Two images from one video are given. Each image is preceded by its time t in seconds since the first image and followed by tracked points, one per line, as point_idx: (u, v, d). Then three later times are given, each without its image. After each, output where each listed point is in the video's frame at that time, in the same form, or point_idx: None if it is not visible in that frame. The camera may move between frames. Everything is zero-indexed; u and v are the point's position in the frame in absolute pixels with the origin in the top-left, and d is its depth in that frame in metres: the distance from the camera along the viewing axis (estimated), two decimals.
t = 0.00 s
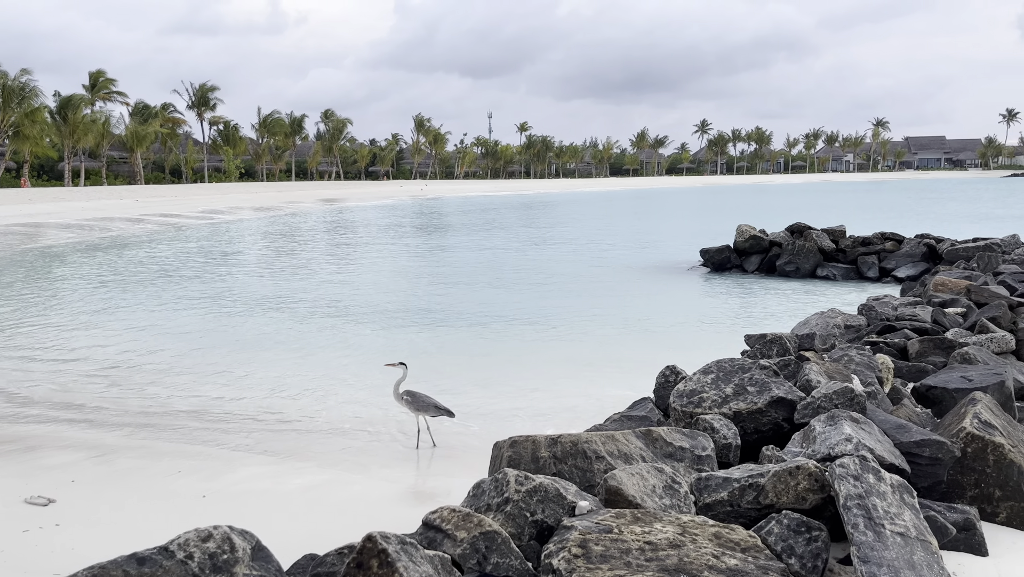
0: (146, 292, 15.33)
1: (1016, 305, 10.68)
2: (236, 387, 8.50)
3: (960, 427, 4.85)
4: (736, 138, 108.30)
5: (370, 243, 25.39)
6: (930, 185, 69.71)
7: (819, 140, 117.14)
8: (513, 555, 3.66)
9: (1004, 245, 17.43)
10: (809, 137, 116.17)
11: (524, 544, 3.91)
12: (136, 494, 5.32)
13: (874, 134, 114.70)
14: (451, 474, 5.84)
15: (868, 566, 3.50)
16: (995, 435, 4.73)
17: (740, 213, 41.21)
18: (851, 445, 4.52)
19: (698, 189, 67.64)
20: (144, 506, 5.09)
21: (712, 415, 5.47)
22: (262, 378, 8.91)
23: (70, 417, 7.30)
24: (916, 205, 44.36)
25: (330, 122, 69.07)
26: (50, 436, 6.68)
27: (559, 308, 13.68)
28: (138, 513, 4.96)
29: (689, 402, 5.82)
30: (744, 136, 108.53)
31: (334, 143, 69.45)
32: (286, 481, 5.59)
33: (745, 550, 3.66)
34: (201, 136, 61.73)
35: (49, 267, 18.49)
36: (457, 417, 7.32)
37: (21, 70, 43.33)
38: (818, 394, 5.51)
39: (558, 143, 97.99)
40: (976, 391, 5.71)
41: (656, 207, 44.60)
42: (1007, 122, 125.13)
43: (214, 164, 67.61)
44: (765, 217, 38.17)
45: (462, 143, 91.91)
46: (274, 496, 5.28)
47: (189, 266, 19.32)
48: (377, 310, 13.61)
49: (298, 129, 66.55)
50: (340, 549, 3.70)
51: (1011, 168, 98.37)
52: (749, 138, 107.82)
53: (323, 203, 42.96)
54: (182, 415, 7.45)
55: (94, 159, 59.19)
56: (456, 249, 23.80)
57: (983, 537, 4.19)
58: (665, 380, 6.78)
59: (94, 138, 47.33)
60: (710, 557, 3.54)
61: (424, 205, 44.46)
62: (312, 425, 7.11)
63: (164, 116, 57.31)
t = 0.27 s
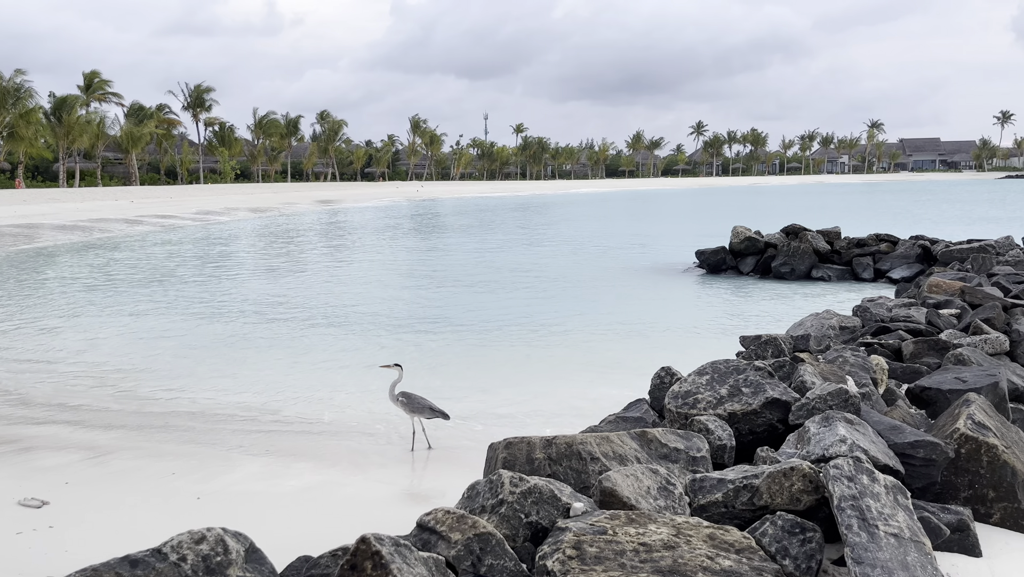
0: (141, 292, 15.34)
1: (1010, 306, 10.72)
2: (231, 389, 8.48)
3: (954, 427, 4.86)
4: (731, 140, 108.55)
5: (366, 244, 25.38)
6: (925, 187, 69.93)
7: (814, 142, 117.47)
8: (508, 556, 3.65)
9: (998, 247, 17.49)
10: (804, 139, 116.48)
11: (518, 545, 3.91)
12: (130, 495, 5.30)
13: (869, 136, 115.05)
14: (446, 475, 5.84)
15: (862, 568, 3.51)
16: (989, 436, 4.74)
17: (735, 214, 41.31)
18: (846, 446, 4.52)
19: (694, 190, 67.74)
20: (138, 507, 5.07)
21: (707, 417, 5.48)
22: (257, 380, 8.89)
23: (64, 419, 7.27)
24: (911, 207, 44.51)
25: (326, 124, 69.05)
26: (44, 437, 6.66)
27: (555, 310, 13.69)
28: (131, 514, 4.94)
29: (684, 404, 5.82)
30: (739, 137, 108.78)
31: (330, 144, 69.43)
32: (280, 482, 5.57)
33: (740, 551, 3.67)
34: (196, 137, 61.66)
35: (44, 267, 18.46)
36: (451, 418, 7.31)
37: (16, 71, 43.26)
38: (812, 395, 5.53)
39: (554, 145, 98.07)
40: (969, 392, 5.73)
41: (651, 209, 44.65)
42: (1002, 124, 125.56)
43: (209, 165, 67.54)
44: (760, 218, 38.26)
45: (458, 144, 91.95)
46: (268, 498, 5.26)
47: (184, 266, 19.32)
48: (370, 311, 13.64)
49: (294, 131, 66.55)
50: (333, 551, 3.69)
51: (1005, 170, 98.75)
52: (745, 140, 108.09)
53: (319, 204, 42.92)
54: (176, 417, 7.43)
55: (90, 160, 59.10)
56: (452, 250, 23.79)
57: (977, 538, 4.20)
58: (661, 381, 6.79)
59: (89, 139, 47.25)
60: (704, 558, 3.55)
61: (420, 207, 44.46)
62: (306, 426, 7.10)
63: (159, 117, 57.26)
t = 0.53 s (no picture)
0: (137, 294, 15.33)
1: (1005, 308, 10.75)
2: (226, 390, 8.47)
3: (949, 429, 4.87)
4: (728, 141, 108.71)
5: (362, 245, 25.38)
6: (920, 189, 70.16)
7: (810, 143, 117.68)
8: (504, 558, 3.65)
9: (993, 248, 17.54)
10: (800, 141, 116.73)
11: (514, 547, 3.91)
12: (125, 497, 5.29)
13: (865, 138, 115.32)
14: (442, 476, 5.83)
15: (858, 569, 3.52)
16: (984, 437, 4.76)
17: (731, 216, 41.38)
18: (842, 447, 4.53)
19: (690, 191, 67.87)
20: (134, 509, 5.06)
21: (703, 418, 5.48)
22: (253, 381, 8.87)
23: (59, 420, 7.25)
24: (906, 209, 44.62)
25: (322, 125, 69.03)
26: (38, 439, 6.64)
27: (551, 311, 13.69)
28: (126, 516, 4.93)
29: (680, 405, 5.82)
30: (735, 139, 108.96)
31: (327, 145, 69.38)
32: (276, 484, 5.56)
33: (736, 552, 3.67)
34: (192, 138, 61.61)
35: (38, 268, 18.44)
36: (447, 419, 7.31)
37: (12, 72, 43.21)
38: (808, 396, 5.53)
39: (550, 146, 98.18)
40: (964, 394, 5.74)
41: (647, 210, 44.67)
42: (997, 125, 125.97)
43: (205, 166, 67.53)
44: (756, 220, 38.32)
45: (454, 146, 91.97)
46: (263, 499, 5.26)
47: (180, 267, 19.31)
48: (366, 312, 13.67)
49: (290, 132, 66.55)
50: (329, 552, 3.69)
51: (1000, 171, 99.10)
52: (741, 141, 108.27)
53: (315, 205, 42.91)
54: (172, 418, 7.41)
55: (85, 161, 59.00)
56: (448, 252, 23.79)
57: (972, 538, 4.21)
58: (656, 383, 6.78)
59: (85, 140, 47.19)
60: (700, 559, 3.55)
61: (417, 208, 44.44)
62: (302, 428, 7.09)
63: (155, 118, 57.19)
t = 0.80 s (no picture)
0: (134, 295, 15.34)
1: (1001, 309, 10.77)
2: (224, 391, 8.46)
3: (945, 430, 4.88)
4: (725, 143, 108.85)
5: (359, 246, 25.39)
6: (917, 190, 70.27)
7: (807, 144, 117.87)
8: (501, 559, 3.65)
9: (989, 250, 17.57)
10: (797, 142, 116.90)
11: (511, 548, 3.91)
12: (122, 498, 5.29)
13: (861, 139, 115.53)
14: (440, 477, 5.83)
15: (854, 570, 3.52)
16: (981, 438, 4.76)
17: (728, 217, 41.44)
18: (838, 448, 4.53)
19: (687, 193, 67.92)
20: (131, 511, 5.05)
21: (700, 419, 5.49)
22: (250, 382, 8.87)
23: (55, 421, 7.24)
24: (903, 210, 44.72)
25: (320, 126, 69.00)
26: (34, 440, 6.62)
27: (549, 312, 13.70)
28: (122, 518, 4.93)
29: (677, 406, 5.83)
30: (732, 140, 109.11)
31: (324, 146, 69.35)
32: (273, 485, 5.56)
33: (733, 553, 3.68)
34: (190, 139, 61.56)
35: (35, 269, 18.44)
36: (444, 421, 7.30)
37: (9, 73, 43.17)
38: (805, 397, 5.53)
39: (548, 148, 98.25)
40: (961, 395, 5.75)
41: (644, 211, 44.70)
42: (994, 127, 126.27)
43: (202, 167, 67.52)
44: (753, 221, 38.38)
45: (452, 147, 91.98)
46: (260, 500, 5.25)
47: (176, 268, 19.32)
48: (363, 313, 13.67)
49: (287, 133, 66.50)
50: (326, 554, 3.68)
51: (997, 173, 99.37)
52: (738, 143, 108.42)
53: (312, 206, 42.90)
54: (169, 419, 7.41)
55: (82, 162, 58.94)
56: (445, 252, 23.82)
57: (968, 539, 4.22)
58: (654, 384, 6.79)
59: (82, 141, 47.12)
60: (696, 560, 3.56)
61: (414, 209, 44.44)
62: (300, 429, 7.09)
63: (152, 119, 57.14)
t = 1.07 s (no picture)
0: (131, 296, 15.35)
1: (998, 311, 10.80)
2: (221, 392, 8.45)
3: (942, 431, 4.89)
4: (723, 144, 108.97)
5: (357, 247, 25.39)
6: (915, 191, 70.41)
7: (805, 146, 118.05)
8: (499, 560, 3.65)
9: (987, 251, 17.59)
10: (795, 144, 117.06)
11: (509, 550, 3.91)
12: (119, 500, 5.27)
13: (859, 141, 115.73)
14: (438, 479, 5.82)
15: (852, 571, 3.53)
16: (978, 439, 4.77)
17: (726, 218, 41.51)
18: (836, 449, 4.54)
19: (685, 194, 67.97)
20: (128, 513, 5.04)
21: (698, 420, 5.49)
22: (248, 383, 8.86)
23: (52, 423, 7.22)
24: (901, 211, 44.79)
25: (318, 127, 68.98)
26: (31, 441, 6.61)
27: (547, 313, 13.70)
28: (119, 519, 4.92)
29: (675, 407, 5.83)
30: (730, 142, 109.23)
31: (322, 147, 69.31)
32: (271, 486, 5.55)
33: (730, 554, 3.68)
34: (187, 140, 61.51)
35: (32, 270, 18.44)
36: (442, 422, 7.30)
37: (7, 74, 43.12)
38: (803, 398, 5.53)
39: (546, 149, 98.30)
40: (958, 396, 5.76)
41: (642, 212, 44.74)
42: (991, 128, 126.54)
43: (200, 168, 67.48)
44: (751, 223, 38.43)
45: (450, 148, 92.02)
46: (257, 502, 5.24)
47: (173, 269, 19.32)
48: (361, 315, 13.66)
49: (285, 134, 66.51)
50: (323, 555, 3.68)
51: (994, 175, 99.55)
52: (736, 144, 108.56)
53: (310, 207, 42.91)
54: (167, 420, 7.40)
55: (79, 162, 58.88)
56: (443, 254, 23.82)
57: (966, 540, 4.22)
58: (651, 385, 6.79)
59: (80, 141, 47.07)
60: (694, 562, 3.56)
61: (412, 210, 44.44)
62: (297, 430, 7.08)
63: (150, 120, 57.09)
